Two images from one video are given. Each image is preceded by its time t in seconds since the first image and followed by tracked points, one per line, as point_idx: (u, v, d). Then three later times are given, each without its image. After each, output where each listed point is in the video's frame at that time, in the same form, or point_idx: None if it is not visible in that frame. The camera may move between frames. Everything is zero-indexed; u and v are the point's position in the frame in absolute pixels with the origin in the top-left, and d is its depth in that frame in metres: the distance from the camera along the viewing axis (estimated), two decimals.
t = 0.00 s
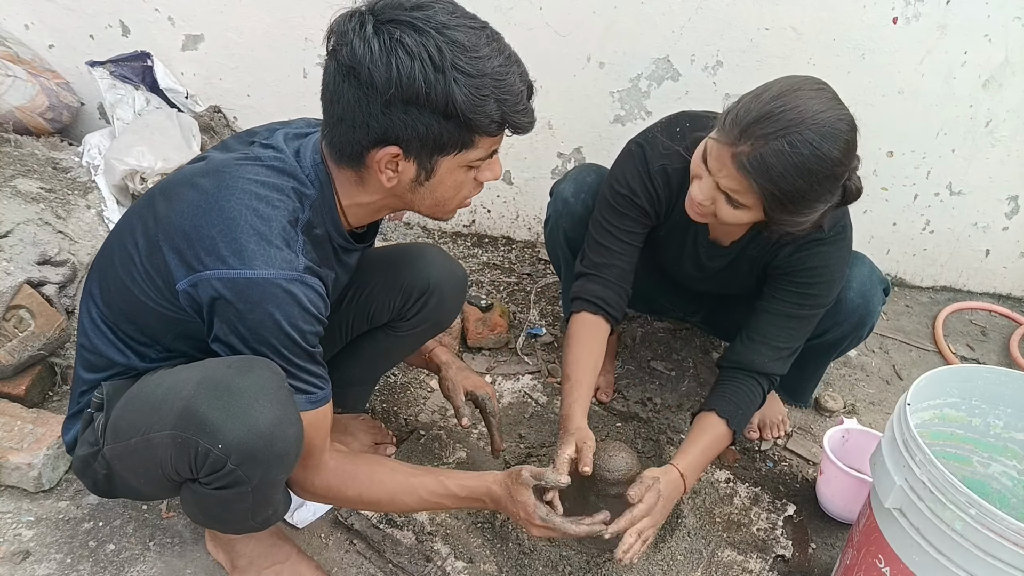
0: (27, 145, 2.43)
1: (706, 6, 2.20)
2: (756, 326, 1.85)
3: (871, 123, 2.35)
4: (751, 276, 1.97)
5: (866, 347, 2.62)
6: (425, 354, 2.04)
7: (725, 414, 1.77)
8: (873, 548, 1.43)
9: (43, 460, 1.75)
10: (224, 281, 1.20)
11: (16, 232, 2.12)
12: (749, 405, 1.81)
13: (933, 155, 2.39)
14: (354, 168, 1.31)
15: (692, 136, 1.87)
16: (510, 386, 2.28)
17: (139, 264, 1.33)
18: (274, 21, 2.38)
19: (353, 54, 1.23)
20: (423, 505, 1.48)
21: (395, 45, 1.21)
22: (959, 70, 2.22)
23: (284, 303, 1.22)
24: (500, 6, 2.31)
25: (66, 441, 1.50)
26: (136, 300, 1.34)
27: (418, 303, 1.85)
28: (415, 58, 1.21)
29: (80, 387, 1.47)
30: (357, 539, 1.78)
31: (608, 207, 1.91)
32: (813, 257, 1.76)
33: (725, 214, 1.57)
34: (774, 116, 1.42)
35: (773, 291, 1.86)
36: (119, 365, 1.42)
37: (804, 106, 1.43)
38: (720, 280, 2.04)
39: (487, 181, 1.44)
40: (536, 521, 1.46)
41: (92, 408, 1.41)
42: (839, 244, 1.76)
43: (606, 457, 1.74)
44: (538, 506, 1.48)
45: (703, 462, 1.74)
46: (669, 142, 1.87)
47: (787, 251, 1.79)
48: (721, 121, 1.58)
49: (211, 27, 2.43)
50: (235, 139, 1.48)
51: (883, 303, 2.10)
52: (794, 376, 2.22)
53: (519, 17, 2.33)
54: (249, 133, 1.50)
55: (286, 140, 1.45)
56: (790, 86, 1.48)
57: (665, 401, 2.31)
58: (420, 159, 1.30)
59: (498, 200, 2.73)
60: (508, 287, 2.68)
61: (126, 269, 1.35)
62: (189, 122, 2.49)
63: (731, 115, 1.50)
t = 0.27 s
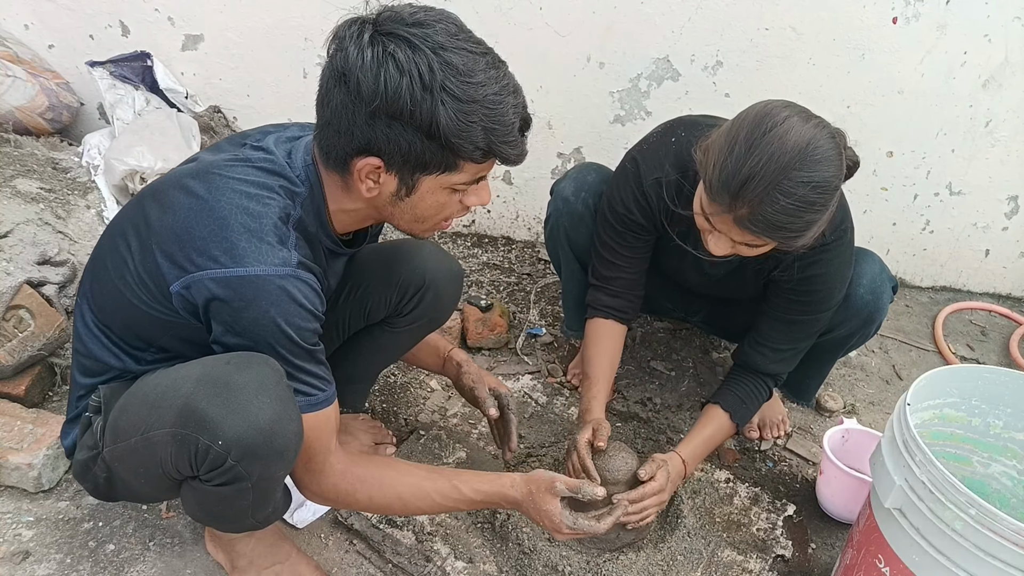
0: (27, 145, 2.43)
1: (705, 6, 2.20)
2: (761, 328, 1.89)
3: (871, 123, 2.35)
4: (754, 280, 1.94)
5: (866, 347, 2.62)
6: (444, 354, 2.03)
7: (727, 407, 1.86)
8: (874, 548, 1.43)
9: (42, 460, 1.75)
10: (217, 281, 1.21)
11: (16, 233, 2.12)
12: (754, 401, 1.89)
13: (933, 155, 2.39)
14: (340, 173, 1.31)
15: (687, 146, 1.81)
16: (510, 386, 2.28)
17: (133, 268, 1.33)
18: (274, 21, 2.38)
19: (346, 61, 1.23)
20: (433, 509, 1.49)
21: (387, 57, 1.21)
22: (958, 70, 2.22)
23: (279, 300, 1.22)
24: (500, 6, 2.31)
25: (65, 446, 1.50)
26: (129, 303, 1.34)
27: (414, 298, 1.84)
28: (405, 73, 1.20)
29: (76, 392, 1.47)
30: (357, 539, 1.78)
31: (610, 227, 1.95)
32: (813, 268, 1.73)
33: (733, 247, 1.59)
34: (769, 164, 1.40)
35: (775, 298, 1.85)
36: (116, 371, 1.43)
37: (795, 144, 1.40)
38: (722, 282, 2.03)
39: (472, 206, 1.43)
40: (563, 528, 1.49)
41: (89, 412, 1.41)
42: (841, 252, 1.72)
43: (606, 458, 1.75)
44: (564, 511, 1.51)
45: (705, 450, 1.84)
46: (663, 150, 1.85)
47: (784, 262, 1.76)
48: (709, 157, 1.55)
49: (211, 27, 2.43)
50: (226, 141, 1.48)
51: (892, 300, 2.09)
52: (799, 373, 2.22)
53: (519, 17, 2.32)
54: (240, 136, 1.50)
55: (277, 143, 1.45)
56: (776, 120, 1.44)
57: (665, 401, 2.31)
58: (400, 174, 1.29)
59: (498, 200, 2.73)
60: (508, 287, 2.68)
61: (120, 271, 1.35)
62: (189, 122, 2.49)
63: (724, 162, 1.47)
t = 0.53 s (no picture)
0: (27, 145, 2.43)
1: (705, 5, 2.20)
2: (757, 329, 1.89)
3: (871, 123, 2.35)
4: (754, 281, 1.94)
5: (866, 346, 2.62)
6: (463, 350, 2.02)
7: (721, 405, 1.86)
8: (874, 548, 1.43)
9: (42, 460, 1.75)
10: (222, 288, 1.20)
11: (16, 232, 2.12)
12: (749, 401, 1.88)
13: (933, 155, 2.39)
14: (341, 178, 1.31)
15: (688, 150, 1.82)
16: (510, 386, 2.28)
17: (134, 275, 1.32)
18: (274, 21, 2.38)
19: (353, 68, 1.22)
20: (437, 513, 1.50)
21: (394, 69, 1.20)
22: (958, 70, 2.22)
23: (284, 306, 1.22)
24: (500, 6, 2.31)
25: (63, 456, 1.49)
26: (129, 310, 1.33)
27: (412, 295, 1.85)
28: (411, 86, 1.20)
29: (74, 401, 1.47)
30: (357, 539, 1.78)
31: (608, 230, 1.93)
32: (814, 272, 1.73)
33: (741, 250, 1.60)
34: (777, 169, 1.40)
35: (773, 300, 1.85)
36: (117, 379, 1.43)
37: (802, 149, 1.40)
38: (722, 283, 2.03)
39: (469, 217, 1.43)
40: (559, 518, 1.52)
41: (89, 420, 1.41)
42: (840, 257, 1.73)
43: (604, 457, 1.76)
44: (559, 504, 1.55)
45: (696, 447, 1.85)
46: (664, 154, 1.85)
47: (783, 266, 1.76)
48: (715, 160, 1.54)
49: (211, 27, 2.43)
50: (222, 144, 1.47)
51: (890, 301, 2.09)
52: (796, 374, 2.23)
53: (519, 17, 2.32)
54: (236, 139, 1.49)
55: (275, 147, 1.45)
56: (782, 124, 1.43)
57: (665, 401, 2.31)
58: (400, 184, 1.29)
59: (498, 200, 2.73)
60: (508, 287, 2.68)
61: (121, 278, 1.34)
62: (189, 122, 2.49)
63: (730, 169, 1.46)
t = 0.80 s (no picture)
0: (27, 145, 2.43)
1: (705, 5, 2.20)
2: (756, 335, 1.89)
3: (870, 123, 2.35)
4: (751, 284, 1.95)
5: (866, 346, 2.62)
6: (447, 355, 2.05)
7: (717, 407, 1.87)
8: (874, 548, 1.43)
9: (43, 460, 1.75)
10: (232, 292, 1.20)
11: (16, 232, 2.12)
12: (747, 403, 1.89)
13: (933, 155, 2.39)
14: (350, 183, 1.31)
15: (681, 159, 1.82)
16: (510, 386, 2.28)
17: (141, 276, 1.32)
18: (274, 21, 2.38)
19: (370, 75, 1.22)
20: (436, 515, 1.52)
21: (412, 80, 1.20)
22: (958, 70, 2.22)
23: (294, 311, 1.23)
24: (500, 6, 2.30)
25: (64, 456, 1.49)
26: (134, 311, 1.33)
27: (415, 298, 1.85)
28: (429, 97, 1.20)
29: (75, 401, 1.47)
30: (357, 539, 1.78)
31: (600, 237, 1.95)
32: (812, 275, 1.73)
33: (738, 258, 1.60)
34: (767, 179, 1.40)
35: (770, 305, 1.85)
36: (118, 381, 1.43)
37: (790, 157, 1.39)
38: (720, 284, 2.02)
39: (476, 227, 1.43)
40: (557, 507, 1.58)
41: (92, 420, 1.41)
42: (836, 258, 1.73)
43: (604, 457, 1.75)
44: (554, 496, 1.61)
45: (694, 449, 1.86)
46: (657, 161, 1.85)
47: (782, 270, 1.76)
48: (705, 170, 1.54)
49: (211, 27, 2.43)
50: (230, 144, 1.47)
51: (889, 301, 2.09)
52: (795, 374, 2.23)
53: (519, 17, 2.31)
54: (246, 140, 1.49)
55: (285, 150, 1.44)
56: (769, 133, 1.43)
57: (666, 401, 2.31)
58: (412, 193, 1.29)
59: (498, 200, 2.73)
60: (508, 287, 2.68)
61: (126, 278, 1.34)
62: (189, 122, 2.49)
63: (721, 179, 1.47)
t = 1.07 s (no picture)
0: (27, 145, 2.43)
1: (706, 5, 2.20)
2: (752, 334, 1.89)
3: (871, 123, 2.35)
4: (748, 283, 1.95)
5: (865, 347, 2.62)
6: (434, 358, 2.06)
7: (721, 413, 1.85)
8: (874, 548, 1.43)
9: (42, 460, 1.75)
10: (231, 294, 1.21)
11: (16, 232, 2.12)
12: (749, 406, 1.87)
13: (933, 155, 2.39)
14: (356, 190, 1.30)
15: (677, 154, 1.83)
16: (510, 386, 2.28)
17: (138, 270, 1.33)
18: (274, 21, 2.38)
19: (402, 95, 1.22)
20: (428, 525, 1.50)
21: (442, 111, 1.20)
22: (959, 70, 2.22)
23: (290, 315, 1.23)
24: (500, 6, 2.29)
25: (61, 444, 1.51)
26: (131, 304, 1.34)
27: (414, 300, 1.86)
28: (455, 131, 1.20)
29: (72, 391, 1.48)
30: (357, 539, 1.78)
31: (596, 236, 1.94)
32: (807, 273, 1.74)
33: (730, 251, 1.60)
34: (769, 173, 1.40)
35: (767, 301, 1.85)
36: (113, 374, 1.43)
37: (794, 154, 1.40)
38: (715, 283, 2.02)
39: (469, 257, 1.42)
40: (554, 518, 1.54)
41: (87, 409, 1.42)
42: (831, 257, 1.73)
43: (604, 457, 1.75)
44: (551, 507, 1.57)
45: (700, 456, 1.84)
46: (653, 159, 1.86)
47: (774, 267, 1.77)
48: (706, 161, 1.54)
49: (211, 27, 2.43)
50: (238, 144, 1.48)
51: (886, 299, 2.09)
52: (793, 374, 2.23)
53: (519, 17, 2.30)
54: (255, 141, 1.50)
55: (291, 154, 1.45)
56: (774, 128, 1.43)
57: (666, 401, 2.31)
58: (417, 216, 1.28)
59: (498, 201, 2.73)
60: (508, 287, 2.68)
61: (124, 271, 1.35)
62: (189, 122, 2.50)
63: (723, 170, 1.46)
